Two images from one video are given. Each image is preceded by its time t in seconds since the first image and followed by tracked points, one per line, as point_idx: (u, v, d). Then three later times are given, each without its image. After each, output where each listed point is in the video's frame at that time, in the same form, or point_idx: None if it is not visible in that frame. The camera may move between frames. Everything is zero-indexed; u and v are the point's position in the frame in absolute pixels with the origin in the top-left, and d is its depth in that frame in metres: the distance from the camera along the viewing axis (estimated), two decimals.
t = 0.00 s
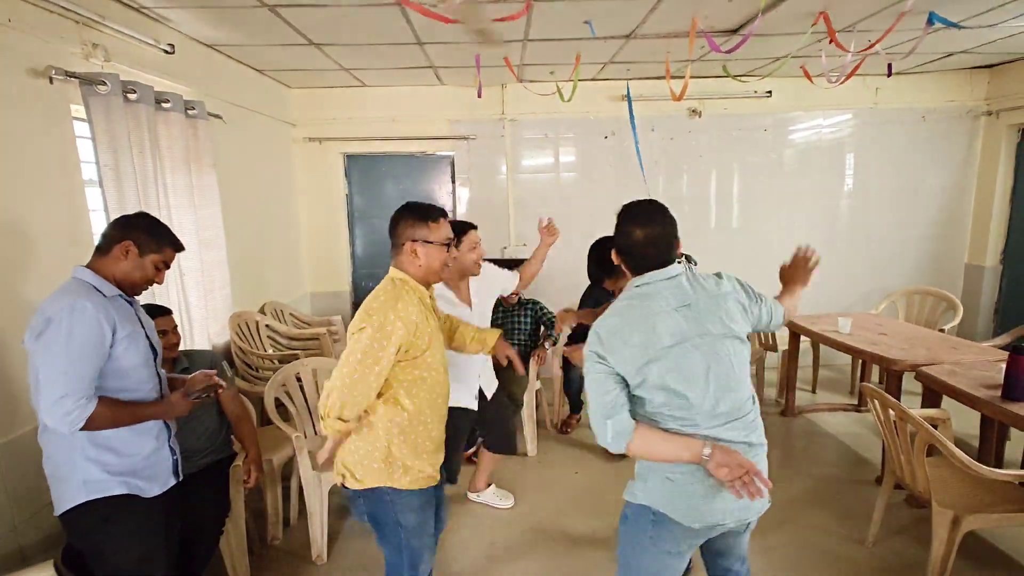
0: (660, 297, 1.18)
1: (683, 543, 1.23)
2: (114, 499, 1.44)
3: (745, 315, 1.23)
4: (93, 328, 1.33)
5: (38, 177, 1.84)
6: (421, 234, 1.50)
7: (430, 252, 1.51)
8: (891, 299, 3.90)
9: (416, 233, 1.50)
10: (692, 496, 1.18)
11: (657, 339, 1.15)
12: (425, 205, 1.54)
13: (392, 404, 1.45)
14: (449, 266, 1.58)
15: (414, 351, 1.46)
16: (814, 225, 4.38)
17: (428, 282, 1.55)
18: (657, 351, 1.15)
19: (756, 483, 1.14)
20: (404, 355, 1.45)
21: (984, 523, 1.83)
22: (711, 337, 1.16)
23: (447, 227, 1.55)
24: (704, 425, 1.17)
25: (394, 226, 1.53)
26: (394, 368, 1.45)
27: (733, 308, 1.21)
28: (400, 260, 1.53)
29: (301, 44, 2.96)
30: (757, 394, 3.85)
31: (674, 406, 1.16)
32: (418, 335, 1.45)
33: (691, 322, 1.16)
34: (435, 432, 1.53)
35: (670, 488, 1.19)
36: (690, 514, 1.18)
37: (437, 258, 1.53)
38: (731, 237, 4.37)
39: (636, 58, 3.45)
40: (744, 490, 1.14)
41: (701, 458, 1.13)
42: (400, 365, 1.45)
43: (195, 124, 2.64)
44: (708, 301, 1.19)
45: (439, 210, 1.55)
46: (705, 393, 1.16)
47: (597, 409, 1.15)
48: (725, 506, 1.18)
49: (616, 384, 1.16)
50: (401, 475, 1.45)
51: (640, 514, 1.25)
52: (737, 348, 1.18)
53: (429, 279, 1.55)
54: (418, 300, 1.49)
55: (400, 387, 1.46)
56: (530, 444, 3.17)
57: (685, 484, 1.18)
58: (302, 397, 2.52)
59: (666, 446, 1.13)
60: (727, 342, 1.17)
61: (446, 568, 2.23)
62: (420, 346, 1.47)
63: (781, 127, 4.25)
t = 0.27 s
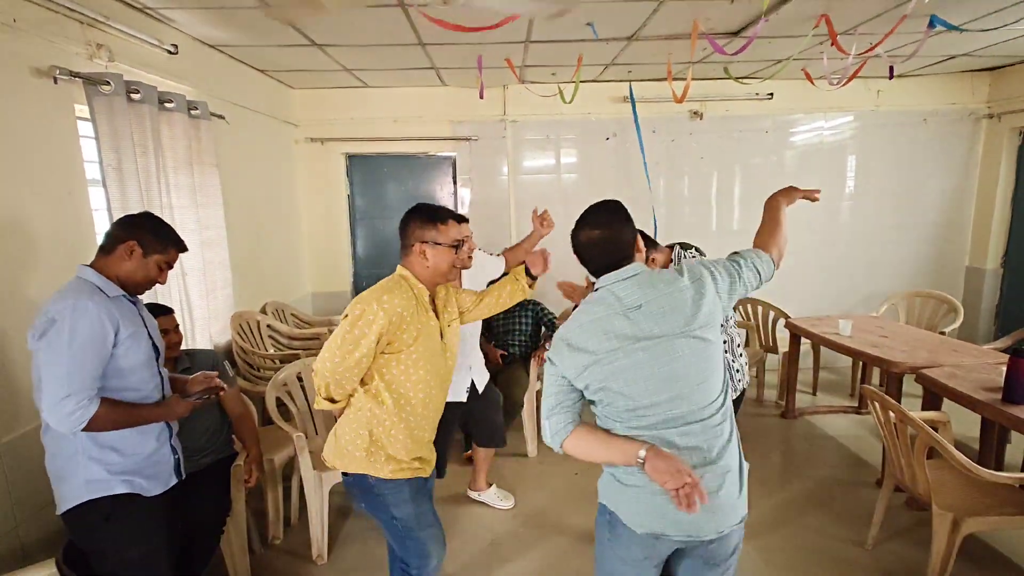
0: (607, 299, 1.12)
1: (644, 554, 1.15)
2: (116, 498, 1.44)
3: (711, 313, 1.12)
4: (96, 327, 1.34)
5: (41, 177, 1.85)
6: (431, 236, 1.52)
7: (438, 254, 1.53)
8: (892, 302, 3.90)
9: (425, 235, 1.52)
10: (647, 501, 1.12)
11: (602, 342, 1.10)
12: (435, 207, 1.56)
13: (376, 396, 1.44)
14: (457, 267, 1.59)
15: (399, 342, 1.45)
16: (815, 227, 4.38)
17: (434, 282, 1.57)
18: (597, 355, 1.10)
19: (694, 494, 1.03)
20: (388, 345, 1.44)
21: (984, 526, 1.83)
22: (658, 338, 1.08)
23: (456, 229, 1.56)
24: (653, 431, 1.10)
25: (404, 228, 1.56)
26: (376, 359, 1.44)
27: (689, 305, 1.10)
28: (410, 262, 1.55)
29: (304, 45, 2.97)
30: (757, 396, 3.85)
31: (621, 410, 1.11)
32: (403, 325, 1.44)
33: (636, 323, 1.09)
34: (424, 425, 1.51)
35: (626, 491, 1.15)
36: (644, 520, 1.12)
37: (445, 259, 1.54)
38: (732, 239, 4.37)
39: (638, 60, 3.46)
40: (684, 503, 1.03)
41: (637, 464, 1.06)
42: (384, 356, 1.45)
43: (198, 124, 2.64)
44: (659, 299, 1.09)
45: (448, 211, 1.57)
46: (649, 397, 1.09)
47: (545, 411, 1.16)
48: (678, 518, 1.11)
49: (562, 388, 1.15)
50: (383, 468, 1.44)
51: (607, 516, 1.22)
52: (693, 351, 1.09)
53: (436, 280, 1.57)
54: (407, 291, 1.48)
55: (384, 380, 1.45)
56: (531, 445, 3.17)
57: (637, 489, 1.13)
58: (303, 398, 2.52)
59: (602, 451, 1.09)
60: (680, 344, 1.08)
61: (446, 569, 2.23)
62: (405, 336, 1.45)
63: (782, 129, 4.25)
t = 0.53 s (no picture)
0: (579, 320, 1.13)
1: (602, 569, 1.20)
2: (117, 498, 1.45)
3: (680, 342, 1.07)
4: (98, 329, 1.34)
5: (44, 176, 1.85)
6: (428, 250, 1.51)
7: (434, 268, 1.52)
8: (894, 305, 3.90)
9: (422, 249, 1.51)
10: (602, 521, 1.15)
11: (569, 362, 1.11)
12: (434, 220, 1.55)
13: (359, 404, 1.47)
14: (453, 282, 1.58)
15: (381, 351, 1.45)
16: (817, 230, 4.38)
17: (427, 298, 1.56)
18: (561, 375, 1.12)
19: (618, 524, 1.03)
20: (370, 354, 1.45)
21: (986, 530, 1.82)
22: (620, 362, 1.07)
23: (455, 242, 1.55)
24: (611, 455, 1.11)
25: (401, 241, 1.55)
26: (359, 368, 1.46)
27: (654, 331, 1.06)
28: (407, 276, 1.55)
29: (307, 46, 2.97)
30: (759, 399, 3.84)
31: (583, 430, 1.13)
32: (384, 335, 1.44)
33: (597, 345, 1.08)
34: (410, 435, 1.50)
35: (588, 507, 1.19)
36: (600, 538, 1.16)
37: (443, 273, 1.53)
38: (734, 241, 4.37)
39: (641, 62, 3.45)
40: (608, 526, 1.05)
41: (581, 484, 1.09)
42: (367, 365, 1.46)
43: (201, 125, 2.65)
44: (623, 324, 1.07)
45: (447, 224, 1.55)
46: (608, 419, 1.09)
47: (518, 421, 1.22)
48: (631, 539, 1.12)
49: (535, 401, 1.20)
50: (366, 476, 1.46)
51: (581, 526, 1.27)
52: (654, 378, 1.07)
53: (431, 295, 1.56)
54: (392, 300, 1.49)
55: (367, 389, 1.47)
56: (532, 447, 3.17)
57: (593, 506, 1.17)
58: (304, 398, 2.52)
59: (555, 468, 1.13)
60: (640, 371, 1.07)
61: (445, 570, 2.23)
62: (388, 345, 1.45)
63: (785, 132, 4.25)
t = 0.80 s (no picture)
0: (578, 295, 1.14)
1: (586, 549, 1.20)
2: (118, 498, 1.44)
3: (676, 320, 1.06)
4: (98, 330, 1.34)
5: (47, 175, 1.86)
6: (432, 232, 1.51)
7: (438, 250, 1.51)
8: (896, 307, 3.89)
9: (426, 230, 1.51)
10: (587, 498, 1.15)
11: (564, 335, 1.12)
12: (439, 206, 1.55)
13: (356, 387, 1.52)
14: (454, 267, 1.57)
15: (374, 335, 1.49)
16: (819, 232, 4.37)
17: (426, 284, 1.56)
18: (555, 348, 1.13)
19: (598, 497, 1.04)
20: (363, 339, 1.49)
21: (988, 533, 1.82)
22: (613, 337, 1.07)
23: (458, 228, 1.55)
24: (599, 429, 1.11)
25: (406, 223, 1.55)
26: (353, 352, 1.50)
27: (648, 307, 1.06)
28: (412, 259, 1.55)
29: (310, 46, 2.97)
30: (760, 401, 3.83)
31: (574, 403, 1.14)
32: (376, 319, 1.48)
33: (592, 319, 1.09)
34: (405, 418, 1.52)
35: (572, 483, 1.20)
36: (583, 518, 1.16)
37: (445, 257, 1.52)
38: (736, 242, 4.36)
39: (643, 64, 3.45)
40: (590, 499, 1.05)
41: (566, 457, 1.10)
42: (361, 348, 1.50)
43: (203, 124, 2.65)
44: (617, 299, 1.07)
45: (448, 209, 1.54)
46: (598, 392, 1.09)
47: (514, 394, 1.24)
48: (611, 516, 1.12)
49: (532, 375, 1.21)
50: (365, 457, 1.51)
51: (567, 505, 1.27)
52: (646, 354, 1.06)
53: (431, 281, 1.56)
54: (387, 285, 1.52)
55: (362, 372, 1.51)
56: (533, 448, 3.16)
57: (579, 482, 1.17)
58: (305, 398, 2.51)
59: (544, 439, 1.13)
60: (632, 347, 1.06)
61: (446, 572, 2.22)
62: (380, 330, 1.48)
63: (787, 133, 4.24)
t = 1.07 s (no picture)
0: (579, 307, 1.12)
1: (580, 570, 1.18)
2: (119, 500, 1.45)
3: (679, 337, 1.08)
4: (97, 332, 1.34)
5: (49, 176, 1.86)
6: (427, 235, 1.50)
7: (432, 254, 1.51)
8: (897, 310, 3.89)
9: (421, 234, 1.50)
10: (581, 516, 1.14)
11: (564, 351, 1.09)
12: (434, 209, 1.55)
13: (348, 387, 1.52)
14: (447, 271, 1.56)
15: (363, 336, 1.48)
16: (820, 234, 4.37)
17: (418, 288, 1.56)
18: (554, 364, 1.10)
19: (609, 520, 1.01)
20: (352, 340, 1.49)
21: (990, 538, 1.82)
22: (618, 354, 1.07)
23: (452, 232, 1.55)
24: (599, 448, 1.10)
25: (398, 228, 1.54)
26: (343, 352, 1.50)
27: (654, 325, 1.07)
28: (406, 262, 1.54)
29: (312, 48, 2.98)
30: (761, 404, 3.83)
31: (573, 422, 1.11)
32: (365, 321, 1.47)
33: (598, 333, 1.08)
34: (396, 419, 1.53)
35: (564, 504, 1.17)
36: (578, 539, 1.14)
37: (439, 261, 1.52)
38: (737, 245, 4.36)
39: (645, 66, 3.45)
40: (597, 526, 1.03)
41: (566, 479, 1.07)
42: (352, 351, 1.50)
43: (205, 126, 2.66)
44: (625, 315, 1.08)
45: (441, 213, 1.54)
46: (602, 410, 1.08)
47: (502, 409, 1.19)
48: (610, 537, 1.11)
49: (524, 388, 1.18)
50: (360, 460, 1.52)
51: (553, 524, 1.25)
52: (652, 372, 1.07)
53: (423, 284, 1.56)
54: (378, 288, 1.52)
55: (353, 374, 1.51)
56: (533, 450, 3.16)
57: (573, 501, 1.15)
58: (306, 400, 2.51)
59: (542, 460, 1.11)
60: (637, 364, 1.06)
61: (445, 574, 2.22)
62: (368, 331, 1.48)
63: (789, 136, 4.24)
